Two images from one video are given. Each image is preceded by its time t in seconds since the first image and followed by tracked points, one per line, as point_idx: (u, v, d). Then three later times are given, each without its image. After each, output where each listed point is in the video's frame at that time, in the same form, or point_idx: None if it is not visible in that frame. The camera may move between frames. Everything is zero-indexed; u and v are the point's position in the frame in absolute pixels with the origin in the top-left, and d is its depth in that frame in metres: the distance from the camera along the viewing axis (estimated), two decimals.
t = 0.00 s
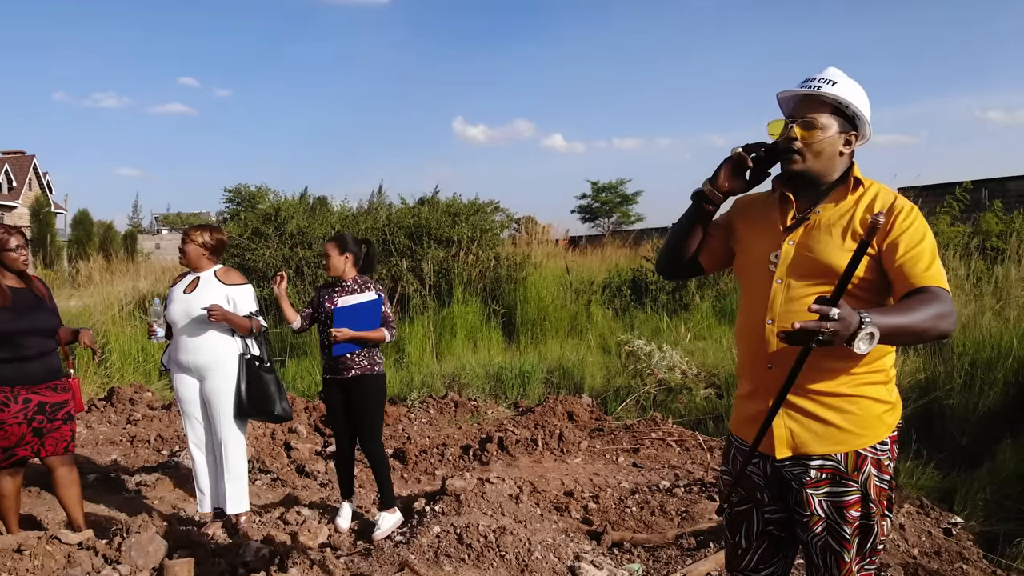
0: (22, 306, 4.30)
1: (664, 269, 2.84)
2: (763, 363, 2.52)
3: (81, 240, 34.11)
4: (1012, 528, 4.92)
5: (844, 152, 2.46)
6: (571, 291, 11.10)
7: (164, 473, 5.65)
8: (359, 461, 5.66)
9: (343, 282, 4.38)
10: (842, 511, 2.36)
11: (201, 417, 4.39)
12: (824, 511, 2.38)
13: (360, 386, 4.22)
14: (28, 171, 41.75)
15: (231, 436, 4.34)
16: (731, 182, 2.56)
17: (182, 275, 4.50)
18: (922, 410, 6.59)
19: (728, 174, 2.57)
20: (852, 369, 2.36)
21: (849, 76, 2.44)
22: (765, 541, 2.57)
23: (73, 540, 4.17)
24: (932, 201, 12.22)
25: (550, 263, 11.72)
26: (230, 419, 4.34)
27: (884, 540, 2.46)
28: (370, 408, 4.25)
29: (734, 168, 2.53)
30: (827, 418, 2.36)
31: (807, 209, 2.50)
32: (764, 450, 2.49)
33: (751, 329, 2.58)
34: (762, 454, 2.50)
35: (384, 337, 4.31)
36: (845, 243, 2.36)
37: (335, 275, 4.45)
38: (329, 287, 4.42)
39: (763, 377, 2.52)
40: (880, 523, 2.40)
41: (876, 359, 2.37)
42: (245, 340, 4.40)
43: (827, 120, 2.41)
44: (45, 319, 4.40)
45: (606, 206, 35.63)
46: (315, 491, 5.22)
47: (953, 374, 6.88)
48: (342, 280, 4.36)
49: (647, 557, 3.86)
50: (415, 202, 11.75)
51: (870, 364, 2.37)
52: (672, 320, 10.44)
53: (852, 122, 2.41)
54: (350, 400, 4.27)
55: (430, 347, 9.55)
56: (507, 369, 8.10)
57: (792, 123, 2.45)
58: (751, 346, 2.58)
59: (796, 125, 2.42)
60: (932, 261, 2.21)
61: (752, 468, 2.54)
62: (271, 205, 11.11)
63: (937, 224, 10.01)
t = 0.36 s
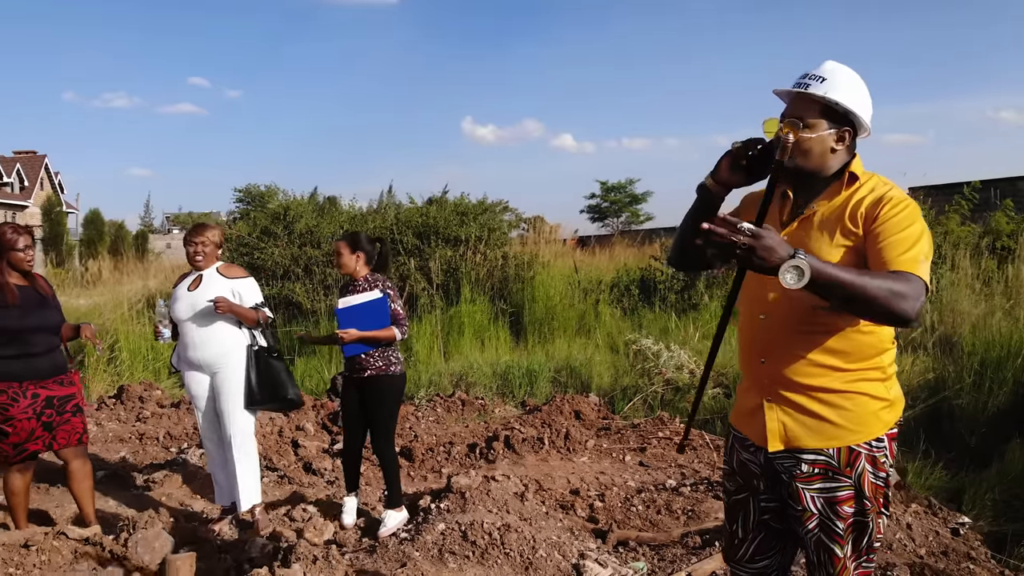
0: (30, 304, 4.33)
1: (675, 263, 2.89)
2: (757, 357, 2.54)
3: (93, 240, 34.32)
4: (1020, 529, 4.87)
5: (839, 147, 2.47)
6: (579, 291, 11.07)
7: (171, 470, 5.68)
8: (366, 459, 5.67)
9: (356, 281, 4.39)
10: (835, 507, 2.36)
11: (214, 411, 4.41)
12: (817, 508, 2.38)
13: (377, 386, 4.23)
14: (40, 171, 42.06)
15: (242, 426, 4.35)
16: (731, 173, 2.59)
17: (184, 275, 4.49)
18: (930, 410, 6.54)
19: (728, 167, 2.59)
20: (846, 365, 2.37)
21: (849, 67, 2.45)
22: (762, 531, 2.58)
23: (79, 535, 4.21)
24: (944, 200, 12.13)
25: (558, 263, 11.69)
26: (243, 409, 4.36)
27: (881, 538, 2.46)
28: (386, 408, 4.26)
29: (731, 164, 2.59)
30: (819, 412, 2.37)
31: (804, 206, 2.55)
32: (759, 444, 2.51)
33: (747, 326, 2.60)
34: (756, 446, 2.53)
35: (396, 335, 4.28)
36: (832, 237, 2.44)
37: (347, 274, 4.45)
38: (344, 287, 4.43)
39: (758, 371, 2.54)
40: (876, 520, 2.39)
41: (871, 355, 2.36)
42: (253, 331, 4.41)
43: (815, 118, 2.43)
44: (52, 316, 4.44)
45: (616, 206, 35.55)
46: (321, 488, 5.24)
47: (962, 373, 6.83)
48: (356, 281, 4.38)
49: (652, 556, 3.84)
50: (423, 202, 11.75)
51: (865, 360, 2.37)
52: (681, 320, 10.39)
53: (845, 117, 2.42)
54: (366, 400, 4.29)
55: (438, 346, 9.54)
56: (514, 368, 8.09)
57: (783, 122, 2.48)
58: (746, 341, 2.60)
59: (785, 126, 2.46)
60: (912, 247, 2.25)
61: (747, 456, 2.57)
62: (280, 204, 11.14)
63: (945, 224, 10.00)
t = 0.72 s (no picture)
0: (68, 300, 4.39)
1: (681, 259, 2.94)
2: (756, 349, 2.55)
3: (121, 239, 34.88)
4: None
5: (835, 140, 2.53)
6: (600, 290, 11.05)
7: (195, 464, 5.76)
8: (385, 455, 5.71)
9: (376, 276, 4.41)
10: (834, 499, 2.34)
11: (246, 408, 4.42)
12: (817, 500, 2.37)
13: (394, 381, 4.26)
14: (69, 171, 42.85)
15: (275, 423, 4.36)
16: (732, 171, 2.66)
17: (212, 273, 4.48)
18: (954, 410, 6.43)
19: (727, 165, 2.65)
20: (843, 356, 2.35)
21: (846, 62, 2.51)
22: (771, 525, 2.57)
23: (102, 526, 4.32)
24: (971, 199, 11.93)
25: (579, 262, 11.68)
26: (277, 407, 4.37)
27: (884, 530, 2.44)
28: (403, 403, 4.28)
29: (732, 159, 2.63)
30: (815, 403, 2.36)
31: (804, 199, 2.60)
32: (758, 435, 2.52)
33: (749, 318, 2.61)
34: (757, 437, 2.54)
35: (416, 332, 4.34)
36: (829, 230, 2.46)
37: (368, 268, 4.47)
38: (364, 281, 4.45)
39: (758, 363, 2.55)
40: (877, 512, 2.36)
41: (868, 347, 2.34)
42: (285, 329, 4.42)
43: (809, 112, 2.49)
44: (90, 310, 4.51)
45: (639, 205, 35.41)
46: (341, 483, 5.28)
47: (988, 374, 6.72)
48: (376, 275, 4.40)
49: (669, 552, 3.82)
50: (444, 201, 11.81)
51: (862, 352, 2.34)
52: (703, 319, 10.33)
53: (840, 110, 2.47)
54: (383, 394, 4.32)
55: (459, 344, 9.57)
56: (534, 367, 8.10)
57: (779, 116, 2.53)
58: (748, 333, 2.61)
59: (780, 120, 2.50)
60: (909, 239, 2.26)
61: (752, 450, 2.58)
62: (304, 203, 11.26)
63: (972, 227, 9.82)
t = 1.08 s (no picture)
0: (176, 301, 4.53)
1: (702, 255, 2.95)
2: (778, 341, 2.50)
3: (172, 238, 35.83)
4: None
5: (856, 133, 2.53)
6: (642, 289, 10.98)
7: (241, 456, 5.89)
8: (427, 450, 5.77)
9: (415, 271, 4.45)
10: (862, 492, 2.29)
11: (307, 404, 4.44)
12: (844, 494, 2.32)
13: (429, 375, 4.29)
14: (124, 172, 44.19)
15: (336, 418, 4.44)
16: (753, 165, 2.67)
17: (282, 269, 4.43)
18: (1006, 412, 6.21)
19: (750, 159, 2.67)
20: (865, 348, 2.30)
21: (866, 59, 2.55)
22: (802, 519, 2.47)
23: (152, 515, 4.41)
24: None
25: (622, 261, 11.63)
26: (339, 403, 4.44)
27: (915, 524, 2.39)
28: (437, 396, 4.31)
29: (753, 153, 2.64)
30: (839, 395, 2.31)
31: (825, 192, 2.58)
32: (783, 428, 2.47)
33: (770, 310, 2.56)
34: (783, 432, 2.47)
35: (456, 327, 4.39)
36: (851, 221, 2.44)
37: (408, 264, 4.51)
38: (402, 276, 4.50)
39: (780, 355, 2.50)
40: (905, 506, 2.32)
41: (890, 338, 2.29)
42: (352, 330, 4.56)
43: (831, 104, 2.48)
44: (192, 313, 4.66)
45: (683, 204, 35.04)
46: (384, 476, 5.35)
47: None
48: (414, 269, 4.42)
49: (711, 551, 3.78)
50: (486, 200, 11.86)
51: (885, 344, 2.29)
52: (747, 319, 10.19)
53: (862, 102, 2.48)
54: (418, 387, 4.34)
55: (500, 342, 9.60)
56: (575, 365, 8.09)
57: (801, 109, 2.53)
58: (771, 326, 2.56)
59: (801, 112, 2.51)
60: (931, 225, 2.25)
61: (779, 446, 2.51)
62: (349, 202, 11.43)
63: None
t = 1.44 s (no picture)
0: (235, 293, 4.65)
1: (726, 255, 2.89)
2: (806, 337, 2.47)
3: (194, 237, 36.19)
4: None
5: (881, 129, 2.48)
6: (664, 288, 10.93)
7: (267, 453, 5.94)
8: (451, 448, 5.79)
9: (439, 270, 4.49)
10: (894, 489, 2.24)
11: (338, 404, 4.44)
12: (876, 492, 2.27)
13: (459, 375, 4.32)
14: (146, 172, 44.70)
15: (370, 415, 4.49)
16: (777, 165, 2.68)
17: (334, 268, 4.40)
18: None
19: (774, 159, 2.68)
20: (894, 343, 2.26)
21: (890, 57, 2.50)
22: (834, 517, 2.44)
23: (182, 512, 4.49)
24: None
25: (643, 260, 11.59)
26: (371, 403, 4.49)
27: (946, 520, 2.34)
28: (467, 396, 4.34)
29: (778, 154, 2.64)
30: (868, 390, 2.27)
31: (849, 190, 2.54)
32: (813, 425, 2.43)
33: (796, 306, 2.53)
34: (814, 430, 2.43)
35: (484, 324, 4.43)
36: (876, 217, 2.41)
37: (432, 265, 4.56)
38: (426, 275, 4.54)
39: (808, 352, 2.46)
40: (936, 502, 2.26)
41: (920, 333, 2.25)
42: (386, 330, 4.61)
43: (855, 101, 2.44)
44: (250, 304, 4.78)
45: (703, 203, 34.85)
46: (410, 474, 5.38)
47: None
48: (439, 268, 4.47)
49: (740, 551, 3.77)
50: (507, 199, 11.86)
51: (914, 339, 2.26)
52: (771, 319, 10.12)
53: (886, 100, 2.43)
54: (449, 386, 4.37)
55: (521, 341, 9.59)
56: (597, 364, 8.07)
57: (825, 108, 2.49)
58: (797, 322, 2.53)
59: (826, 111, 2.47)
60: (957, 219, 2.22)
61: (809, 445, 2.46)
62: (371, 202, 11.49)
63: None
